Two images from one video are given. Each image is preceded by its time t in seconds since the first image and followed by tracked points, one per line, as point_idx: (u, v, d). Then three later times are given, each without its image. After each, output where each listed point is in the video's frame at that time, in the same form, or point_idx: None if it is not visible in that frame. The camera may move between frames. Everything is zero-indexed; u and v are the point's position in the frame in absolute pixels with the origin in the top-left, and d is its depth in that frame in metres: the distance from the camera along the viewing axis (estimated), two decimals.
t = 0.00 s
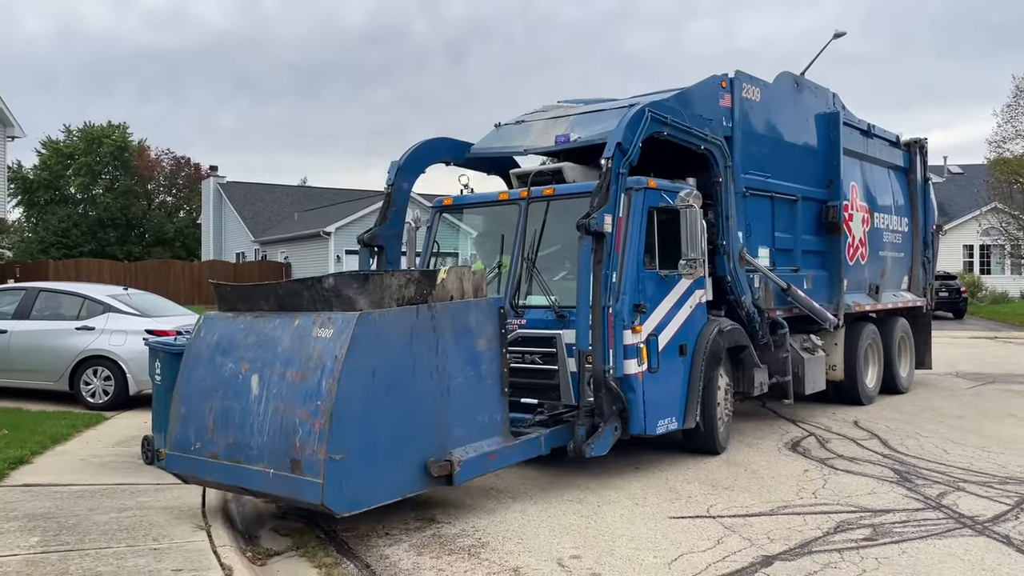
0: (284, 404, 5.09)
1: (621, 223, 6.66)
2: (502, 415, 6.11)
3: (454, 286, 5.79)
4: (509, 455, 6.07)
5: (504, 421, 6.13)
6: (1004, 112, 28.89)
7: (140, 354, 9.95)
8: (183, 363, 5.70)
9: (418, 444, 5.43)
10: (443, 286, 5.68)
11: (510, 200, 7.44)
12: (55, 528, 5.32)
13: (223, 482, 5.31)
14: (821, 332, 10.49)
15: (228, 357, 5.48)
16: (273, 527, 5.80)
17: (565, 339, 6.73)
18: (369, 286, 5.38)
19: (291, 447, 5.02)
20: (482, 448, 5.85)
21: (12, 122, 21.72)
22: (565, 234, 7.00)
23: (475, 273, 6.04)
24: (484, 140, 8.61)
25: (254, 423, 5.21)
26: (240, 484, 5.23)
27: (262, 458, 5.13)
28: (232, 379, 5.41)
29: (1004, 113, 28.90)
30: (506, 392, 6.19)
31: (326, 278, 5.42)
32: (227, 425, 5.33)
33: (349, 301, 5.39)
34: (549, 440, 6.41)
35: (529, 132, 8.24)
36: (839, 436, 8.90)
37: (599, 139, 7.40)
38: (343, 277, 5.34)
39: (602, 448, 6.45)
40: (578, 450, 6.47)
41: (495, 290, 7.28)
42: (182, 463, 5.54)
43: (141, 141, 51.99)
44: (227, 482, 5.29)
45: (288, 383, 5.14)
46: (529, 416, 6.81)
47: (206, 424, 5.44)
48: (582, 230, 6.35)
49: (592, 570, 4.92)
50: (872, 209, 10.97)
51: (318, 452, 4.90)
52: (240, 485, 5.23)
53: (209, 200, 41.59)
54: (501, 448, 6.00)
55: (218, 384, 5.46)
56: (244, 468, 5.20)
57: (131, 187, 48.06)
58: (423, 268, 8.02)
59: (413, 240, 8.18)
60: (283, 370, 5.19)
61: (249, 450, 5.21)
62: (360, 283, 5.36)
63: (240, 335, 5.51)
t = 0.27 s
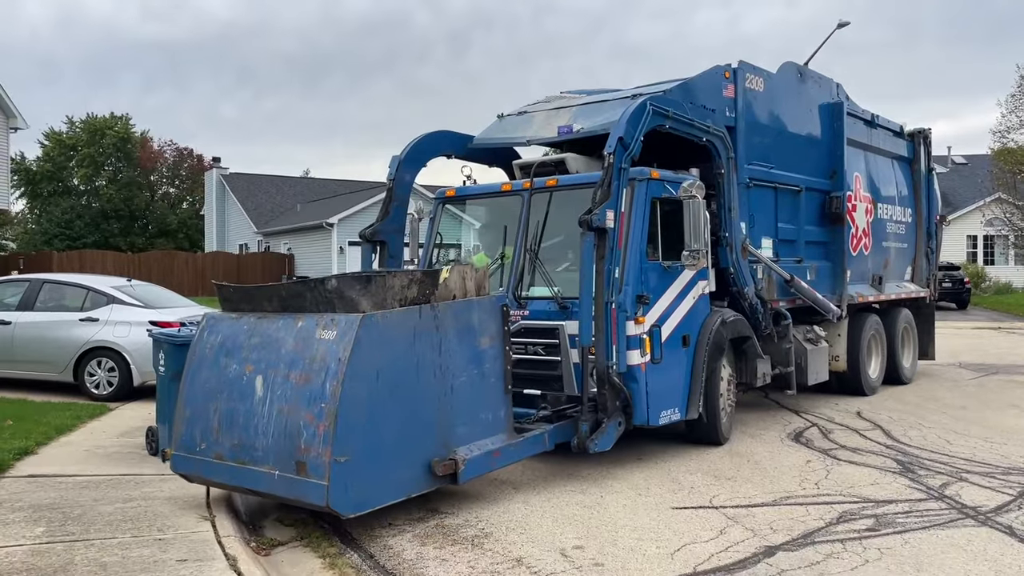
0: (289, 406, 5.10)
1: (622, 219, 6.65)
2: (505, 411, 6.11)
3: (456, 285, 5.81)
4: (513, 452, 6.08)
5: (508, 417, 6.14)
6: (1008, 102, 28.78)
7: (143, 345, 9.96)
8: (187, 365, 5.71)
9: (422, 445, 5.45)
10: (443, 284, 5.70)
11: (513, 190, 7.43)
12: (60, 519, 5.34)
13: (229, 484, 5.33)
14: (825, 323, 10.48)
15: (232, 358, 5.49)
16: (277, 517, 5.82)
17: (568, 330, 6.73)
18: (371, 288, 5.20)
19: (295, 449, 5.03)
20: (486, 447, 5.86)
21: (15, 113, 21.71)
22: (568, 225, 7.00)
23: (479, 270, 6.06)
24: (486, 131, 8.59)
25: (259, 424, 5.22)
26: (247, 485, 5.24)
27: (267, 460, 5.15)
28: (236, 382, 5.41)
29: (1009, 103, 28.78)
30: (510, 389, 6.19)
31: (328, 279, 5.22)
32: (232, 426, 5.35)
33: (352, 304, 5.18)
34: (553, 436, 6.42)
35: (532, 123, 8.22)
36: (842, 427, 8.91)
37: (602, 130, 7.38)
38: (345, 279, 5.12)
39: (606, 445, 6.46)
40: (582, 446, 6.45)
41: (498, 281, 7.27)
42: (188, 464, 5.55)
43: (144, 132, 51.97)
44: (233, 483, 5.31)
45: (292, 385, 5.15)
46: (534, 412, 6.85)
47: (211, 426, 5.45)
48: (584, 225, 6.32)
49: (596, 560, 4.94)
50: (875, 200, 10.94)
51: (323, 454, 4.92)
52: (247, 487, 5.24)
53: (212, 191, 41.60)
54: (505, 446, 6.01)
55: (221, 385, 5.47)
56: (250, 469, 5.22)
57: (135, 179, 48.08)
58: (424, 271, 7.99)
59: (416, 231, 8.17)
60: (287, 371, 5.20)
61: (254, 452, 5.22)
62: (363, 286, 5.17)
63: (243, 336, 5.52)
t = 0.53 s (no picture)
0: (290, 409, 5.11)
1: (623, 217, 6.64)
2: (506, 409, 6.11)
3: (458, 285, 5.80)
4: (515, 451, 6.08)
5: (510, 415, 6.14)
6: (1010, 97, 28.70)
7: (145, 341, 9.97)
8: (189, 367, 5.71)
9: (423, 446, 5.46)
10: (445, 285, 5.68)
11: (514, 186, 7.43)
12: (62, 514, 5.35)
13: (232, 486, 5.34)
14: (826, 318, 10.47)
15: (233, 360, 5.50)
16: (279, 513, 5.83)
17: (569, 326, 6.74)
18: (372, 290, 5.20)
19: (297, 451, 5.04)
20: (488, 446, 5.86)
21: (16, 109, 21.69)
22: (569, 221, 6.99)
23: (480, 271, 6.06)
24: (487, 126, 8.58)
25: (260, 426, 5.23)
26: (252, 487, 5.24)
27: (269, 462, 5.16)
28: (238, 384, 5.42)
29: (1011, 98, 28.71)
30: (511, 387, 6.19)
31: (329, 282, 5.22)
32: (234, 428, 5.36)
33: (353, 306, 5.18)
34: (556, 433, 6.41)
35: (533, 118, 8.21)
36: (843, 422, 8.91)
37: (604, 125, 7.36)
38: (345, 281, 5.12)
39: (607, 443, 6.49)
40: (583, 445, 6.50)
41: (499, 277, 7.27)
42: (191, 465, 5.56)
43: (145, 127, 51.94)
44: (236, 485, 5.32)
45: (293, 387, 5.15)
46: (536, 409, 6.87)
47: (214, 428, 5.46)
48: (585, 224, 6.32)
49: (596, 556, 4.94)
50: (877, 195, 10.93)
51: (324, 457, 4.93)
52: (249, 488, 5.25)
53: (213, 187, 41.59)
54: (506, 446, 6.01)
55: (223, 387, 5.48)
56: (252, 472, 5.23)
57: (136, 174, 48.06)
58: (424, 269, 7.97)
59: (416, 226, 8.17)
60: (288, 374, 5.21)
61: (256, 455, 5.23)
62: (364, 288, 5.16)
63: (245, 338, 5.52)
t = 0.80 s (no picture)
0: (290, 410, 5.11)
1: (623, 217, 6.64)
2: (506, 409, 6.11)
3: (457, 286, 5.80)
4: (514, 451, 6.08)
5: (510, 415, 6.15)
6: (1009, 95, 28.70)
7: (144, 340, 9.97)
8: (188, 368, 5.71)
9: (423, 446, 5.46)
10: (444, 284, 5.69)
11: (514, 185, 7.43)
12: (62, 514, 5.35)
13: (232, 487, 5.34)
14: (826, 317, 10.48)
15: (233, 361, 5.49)
16: (278, 512, 5.83)
17: (568, 325, 6.74)
18: (372, 291, 5.20)
19: (297, 452, 5.05)
20: (488, 446, 5.87)
21: (15, 108, 21.68)
22: (569, 220, 6.99)
23: (479, 271, 6.06)
24: (486, 125, 8.58)
25: (260, 427, 5.23)
26: (254, 487, 5.23)
27: (269, 463, 5.16)
28: (238, 386, 5.41)
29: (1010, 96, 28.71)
30: (511, 387, 6.19)
31: (328, 283, 5.22)
32: (234, 429, 5.36)
33: (353, 307, 5.17)
34: (555, 433, 6.42)
35: (533, 118, 8.20)
36: (843, 421, 8.91)
37: (603, 125, 7.36)
38: (345, 282, 5.11)
39: (607, 443, 6.49)
40: (584, 444, 6.50)
41: (498, 277, 7.27)
42: (191, 466, 5.57)
43: (144, 126, 51.92)
44: (236, 486, 5.32)
45: (293, 388, 5.15)
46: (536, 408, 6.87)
47: (214, 429, 5.46)
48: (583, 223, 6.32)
49: (596, 555, 4.94)
50: (876, 193, 10.93)
51: (324, 458, 4.93)
52: (249, 489, 5.25)
53: (212, 186, 41.57)
54: (506, 446, 6.01)
55: (223, 388, 5.48)
56: (253, 473, 5.23)
57: (135, 174, 48.04)
58: (424, 268, 7.98)
59: (416, 226, 8.18)
60: (288, 375, 5.20)
61: (257, 456, 5.23)
62: (363, 289, 5.16)
63: (244, 339, 5.52)
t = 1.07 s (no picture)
0: (289, 413, 5.10)
1: (621, 219, 6.63)
2: (504, 412, 6.10)
3: (455, 289, 5.79)
4: (513, 453, 6.08)
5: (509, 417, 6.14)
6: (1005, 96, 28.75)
7: (141, 342, 9.95)
8: (187, 372, 5.70)
9: (422, 449, 5.46)
10: (443, 288, 5.67)
11: (512, 187, 7.42)
12: (59, 517, 5.34)
13: (232, 490, 5.33)
14: (824, 318, 10.49)
15: (232, 364, 5.48)
16: (276, 515, 5.82)
17: (567, 327, 6.73)
18: (370, 294, 5.17)
19: (296, 456, 5.04)
20: (487, 449, 5.86)
21: (11, 110, 21.64)
22: (568, 222, 6.99)
23: (478, 273, 6.05)
24: (484, 127, 8.57)
25: (260, 431, 5.22)
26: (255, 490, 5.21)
27: (269, 467, 5.15)
28: (237, 389, 5.40)
29: (1006, 97, 28.76)
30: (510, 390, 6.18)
31: (326, 286, 5.18)
32: (233, 433, 5.35)
33: (351, 311, 5.14)
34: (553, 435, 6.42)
35: (531, 119, 8.19)
36: (841, 422, 8.91)
37: (601, 126, 7.35)
38: (343, 286, 5.07)
39: (606, 445, 6.47)
40: (583, 445, 6.47)
41: (496, 278, 7.26)
42: (190, 470, 5.55)
43: (142, 128, 51.90)
44: (235, 489, 5.31)
45: (292, 391, 5.14)
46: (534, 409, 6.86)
47: (213, 432, 5.45)
48: (581, 225, 6.31)
49: (594, 557, 4.93)
50: (874, 194, 10.94)
51: (323, 462, 4.92)
52: (249, 493, 5.24)
53: (210, 188, 41.54)
54: (505, 448, 6.01)
55: (222, 392, 5.46)
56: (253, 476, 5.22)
57: (132, 175, 47.98)
58: (422, 270, 7.98)
59: (414, 227, 8.17)
60: (287, 379, 5.20)
61: (256, 460, 5.22)
62: (362, 292, 5.13)
63: (243, 342, 5.51)
